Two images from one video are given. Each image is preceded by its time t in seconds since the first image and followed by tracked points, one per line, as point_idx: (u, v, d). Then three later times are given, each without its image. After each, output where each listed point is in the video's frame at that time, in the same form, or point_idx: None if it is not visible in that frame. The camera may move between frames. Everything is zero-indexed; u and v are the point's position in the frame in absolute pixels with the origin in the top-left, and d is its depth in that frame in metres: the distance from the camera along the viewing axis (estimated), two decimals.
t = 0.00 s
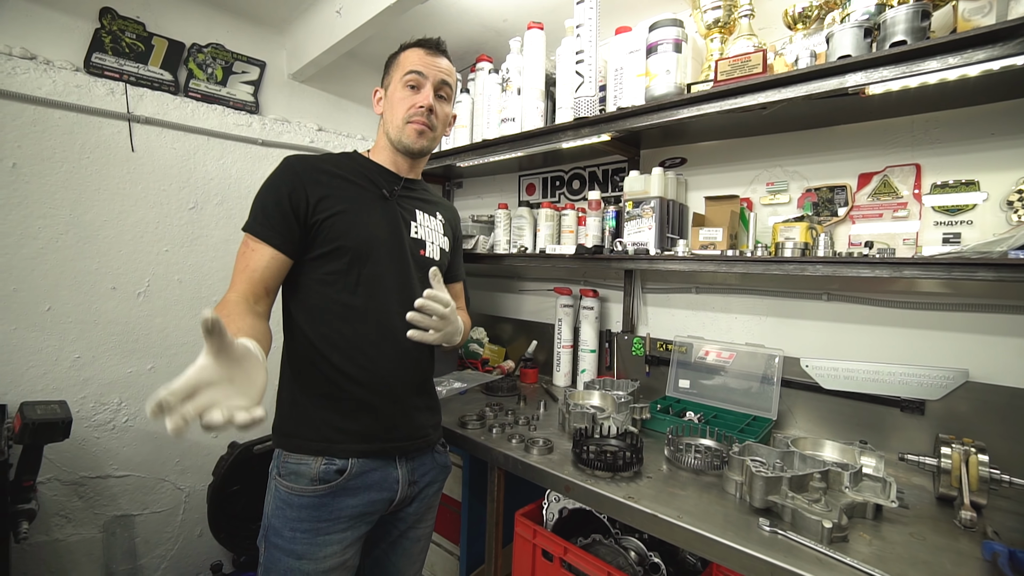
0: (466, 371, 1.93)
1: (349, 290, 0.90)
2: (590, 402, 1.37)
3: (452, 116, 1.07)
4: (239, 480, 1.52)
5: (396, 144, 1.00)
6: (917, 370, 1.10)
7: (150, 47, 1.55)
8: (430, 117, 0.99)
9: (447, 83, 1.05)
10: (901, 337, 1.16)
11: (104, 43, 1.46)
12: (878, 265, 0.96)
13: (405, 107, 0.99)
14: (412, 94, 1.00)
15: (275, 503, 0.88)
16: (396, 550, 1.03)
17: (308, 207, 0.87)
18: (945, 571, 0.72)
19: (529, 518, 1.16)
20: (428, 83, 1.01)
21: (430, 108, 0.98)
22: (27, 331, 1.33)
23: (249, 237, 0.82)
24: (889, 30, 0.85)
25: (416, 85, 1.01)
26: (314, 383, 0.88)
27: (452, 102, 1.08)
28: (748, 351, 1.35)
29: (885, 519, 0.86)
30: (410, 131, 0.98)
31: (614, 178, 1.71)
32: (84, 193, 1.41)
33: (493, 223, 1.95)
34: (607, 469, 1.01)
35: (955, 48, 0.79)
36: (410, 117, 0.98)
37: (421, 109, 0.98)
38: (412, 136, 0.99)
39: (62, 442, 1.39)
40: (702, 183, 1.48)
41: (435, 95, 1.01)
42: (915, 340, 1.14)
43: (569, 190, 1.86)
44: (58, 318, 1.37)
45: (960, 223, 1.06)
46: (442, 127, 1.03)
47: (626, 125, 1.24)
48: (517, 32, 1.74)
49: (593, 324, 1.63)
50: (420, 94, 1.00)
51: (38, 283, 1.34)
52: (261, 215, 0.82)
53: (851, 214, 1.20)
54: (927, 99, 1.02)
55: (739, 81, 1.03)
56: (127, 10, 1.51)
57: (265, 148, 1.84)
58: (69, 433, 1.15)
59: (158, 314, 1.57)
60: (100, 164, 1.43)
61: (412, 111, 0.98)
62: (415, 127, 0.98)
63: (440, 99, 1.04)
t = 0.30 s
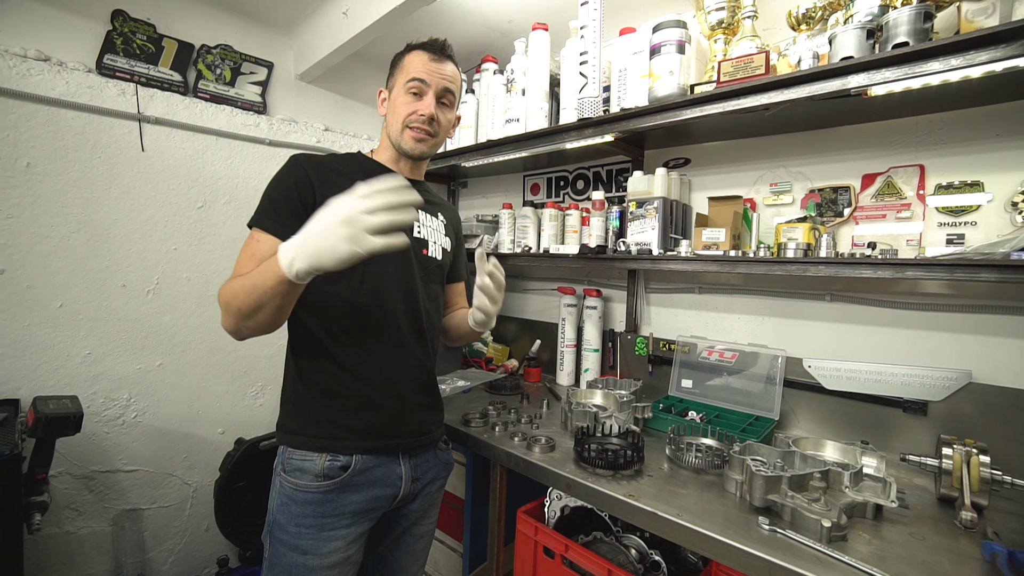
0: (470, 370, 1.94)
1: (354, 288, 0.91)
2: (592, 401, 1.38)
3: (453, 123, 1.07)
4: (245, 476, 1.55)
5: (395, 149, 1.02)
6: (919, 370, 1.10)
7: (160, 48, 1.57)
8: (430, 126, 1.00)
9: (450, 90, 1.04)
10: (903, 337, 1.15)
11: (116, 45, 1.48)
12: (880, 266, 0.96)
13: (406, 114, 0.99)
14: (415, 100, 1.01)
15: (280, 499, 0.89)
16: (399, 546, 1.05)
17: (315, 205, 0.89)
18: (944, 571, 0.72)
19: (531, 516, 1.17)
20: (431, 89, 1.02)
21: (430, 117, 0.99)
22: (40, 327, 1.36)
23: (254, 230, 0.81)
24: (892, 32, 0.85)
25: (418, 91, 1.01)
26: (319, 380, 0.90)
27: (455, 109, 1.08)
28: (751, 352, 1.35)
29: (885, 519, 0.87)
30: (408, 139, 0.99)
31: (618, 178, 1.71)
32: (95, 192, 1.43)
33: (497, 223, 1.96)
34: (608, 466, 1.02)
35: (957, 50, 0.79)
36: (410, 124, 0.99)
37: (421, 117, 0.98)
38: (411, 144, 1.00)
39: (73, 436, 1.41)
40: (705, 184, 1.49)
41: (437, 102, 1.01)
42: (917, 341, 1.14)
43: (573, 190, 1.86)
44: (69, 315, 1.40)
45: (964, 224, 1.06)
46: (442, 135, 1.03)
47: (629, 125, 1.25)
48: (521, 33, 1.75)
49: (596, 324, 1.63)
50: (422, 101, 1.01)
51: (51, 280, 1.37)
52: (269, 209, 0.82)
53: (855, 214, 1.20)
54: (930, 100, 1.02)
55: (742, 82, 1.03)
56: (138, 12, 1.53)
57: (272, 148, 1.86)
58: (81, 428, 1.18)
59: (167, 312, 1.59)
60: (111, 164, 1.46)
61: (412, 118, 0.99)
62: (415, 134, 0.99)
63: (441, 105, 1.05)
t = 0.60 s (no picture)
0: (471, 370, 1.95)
1: (356, 291, 0.93)
2: (591, 400, 1.39)
3: (455, 129, 1.09)
4: (248, 474, 1.56)
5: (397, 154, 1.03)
6: (916, 370, 1.11)
7: (165, 51, 1.59)
8: (432, 134, 1.02)
9: (454, 97, 1.06)
10: (901, 337, 1.16)
11: (121, 48, 1.50)
12: (877, 266, 0.97)
13: (409, 121, 1.01)
14: (418, 107, 1.02)
15: (284, 497, 0.91)
16: (401, 543, 1.06)
17: (316, 210, 0.90)
18: (937, 568, 0.73)
19: (530, 513, 1.18)
20: (434, 96, 1.03)
21: (433, 125, 1.01)
22: (47, 326, 1.38)
23: (255, 238, 0.85)
24: (887, 33, 0.86)
25: (422, 98, 1.03)
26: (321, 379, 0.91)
27: (458, 115, 1.09)
28: (750, 351, 1.35)
29: (880, 517, 0.87)
30: (411, 146, 1.01)
31: (618, 179, 1.72)
32: (101, 193, 1.45)
33: (498, 224, 1.97)
34: (606, 465, 1.03)
35: (951, 52, 0.79)
36: (412, 132, 1.01)
37: (424, 125, 1.00)
38: (413, 151, 1.02)
39: (79, 434, 1.43)
40: (705, 184, 1.49)
41: (440, 110, 1.03)
42: (914, 341, 1.14)
43: (574, 190, 1.87)
44: (76, 314, 1.42)
45: (961, 224, 1.07)
46: (444, 142, 1.05)
47: (628, 127, 1.26)
48: (522, 35, 1.76)
49: (596, 323, 1.64)
50: (425, 108, 1.02)
51: (58, 280, 1.39)
52: (269, 218, 0.84)
53: (852, 215, 1.21)
54: (927, 101, 1.02)
55: (739, 84, 1.04)
56: (143, 16, 1.56)
57: (275, 150, 1.88)
58: (87, 425, 1.19)
59: (172, 311, 1.61)
60: (116, 166, 1.48)
61: (415, 125, 1.01)
62: (417, 142, 1.01)
63: (444, 112, 1.06)
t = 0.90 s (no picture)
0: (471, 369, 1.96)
1: (353, 291, 0.94)
2: (590, 399, 1.40)
3: (446, 125, 1.08)
4: (250, 472, 1.58)
5: (390, 156, 1.04)
6: (912, 369, 1.11)
7: (168, 53, 1.61)
8: (421, 133, 1.01)
9: (441, 92, 1.04)
10: (898, 337, 1.16)
11: (125, 50, 1.52)
12: (873, 266, 0.98)
13: (398, 121, 1.01)
14: (406, 107, 1.02)
15: (282, 491, 0.92)
16: (398, 539, 1.07)
17: (314, 210, 0.91)
18: (929, 566, 0.73)
19: (528, 511, 1.19)
20: (421, 94, 1.02)
21: (421, 124, 1.00)
22: (52, 325, 1.40)
23: (254, 237, 0.85)
24: (882, 35, 0.86)
25: (408, 97, 1.02)
26: (320, 378, 0.93)
27: (448, 110, 1.08)
28: (749, 351, 1.36)
29: (874, 515, 0.88)
30: (402, 147, 1.02)
31: (618, 179, 1.73)
32: (105, 194, 1.47)
33: (498, 224, 1.98)
34: (603, 463, 1.04)
35: (946, 53, 0.80)
36: (402, 132, 1.01)
37: (412, 125, 1.00)
38: (405, 152, 1.02)
39: (84, 432, 1.45)
40: (703, 185, 1.50)
41: (428, 108, 1.02)
42: (911, 341, 1.15)
43: (574, 190, 1.88)
44: (81, 313, 1.44)
45: (958, 225, 1.07)
46: (435, 139, 1.05)
47: (625, 128, 1.27)
48: (521, 36, 1.77)
49: (595, 323, 1.65)
50: (412, 107, 1.02)
51: (63, 280, 1.41)
52: (268, 218, 0.85)
53: (850, 215, 1.21)
54: (923, 102, 1.03)
55: (735, 85, 1.05)
56: (146, 19, 1.57)
57: (277, 150, 1.90)
58: (91, 423, 1.21)
59: (175, 311, 1.63)
60: (120, 167, 1.49)
61: (403, 126, 1.01)
62: (408, 142, 1.01)
63: (433, 109, 1.05)
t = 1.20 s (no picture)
0: (472, 368, 1.96)
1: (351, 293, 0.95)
2: (589, 399, 1.40)
3: (444, 124, 1.09)
4: (252, 471, 1.59)
5: (389, 157, 1.05)
6: (912, 368, 1.11)
7: (170, 56, 1.62)
8: (419, 133, 1.02)
9: (438, 91, 1.05)
10: (897, 336, 1.16)
11: (128, 53, 1.54)
12: (871, 265, 0.98)
13: (396, 122, 1.02)
14: (403, 107, 1.03)
15: (280, 489, 0.93)
16: (397, 538, 1.08)
17: (311, 214, 0.92)
18: (925, 564, 0.73)
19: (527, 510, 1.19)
20: (418, 94, 1.03)
21: (419, 125, 1.01)
22: (56, 325, 1.41)
23: (253, 242, 0.87)
24: (878, 34, 0.86)
25: (406, 97, 1.03)
26: (318, 378, 0.93)
27: (445, 109, 1.09)
28: (748, 350, 1.37)
29: (871, 514, 0.88)
30: (400, 148, 1.03)
31: (617, 179, 1.73)
32: (108, 195, 1.48)
33: (498, 224, 1.98)
34: (601, 462, 1.04)
35: (941, 53, 0.80)
36: (400, 133, 1.02)
37: (410, 125, 1.01)
38: (404, 152, 1.03)
39: (87, 431, 1.47)
40: (703, 184, 1.50)
41: (425, 108, 1.03)
42: (910, 340, 1.15)
43: (573, 190, 1.88)
44: (84, 313, 1.46)
45: (956, 223, 1.07)
46: (433, 139, 1.06)
47: (623, 128, 1.27)
48: (521, 37, 1.78)
49: (595, 323, 1.65)
50: (410, 108, 1.03)
51: (67, 280, 1.42)
52: (265, 223, 0.87)
53: (848, 214, 1.21)
54: (921, 101, 1.03)
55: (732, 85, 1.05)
56: (149, 22, 1.59)
57: (278, 152, 1.91)
58: (95, 422, 1.22)
59: (177, 311, 1.64)
60: (123, 168, 1.51)
61: (402, 127, 1.02)
62: (406, 143, 1.02)
63: (431, 109, 1.06)
